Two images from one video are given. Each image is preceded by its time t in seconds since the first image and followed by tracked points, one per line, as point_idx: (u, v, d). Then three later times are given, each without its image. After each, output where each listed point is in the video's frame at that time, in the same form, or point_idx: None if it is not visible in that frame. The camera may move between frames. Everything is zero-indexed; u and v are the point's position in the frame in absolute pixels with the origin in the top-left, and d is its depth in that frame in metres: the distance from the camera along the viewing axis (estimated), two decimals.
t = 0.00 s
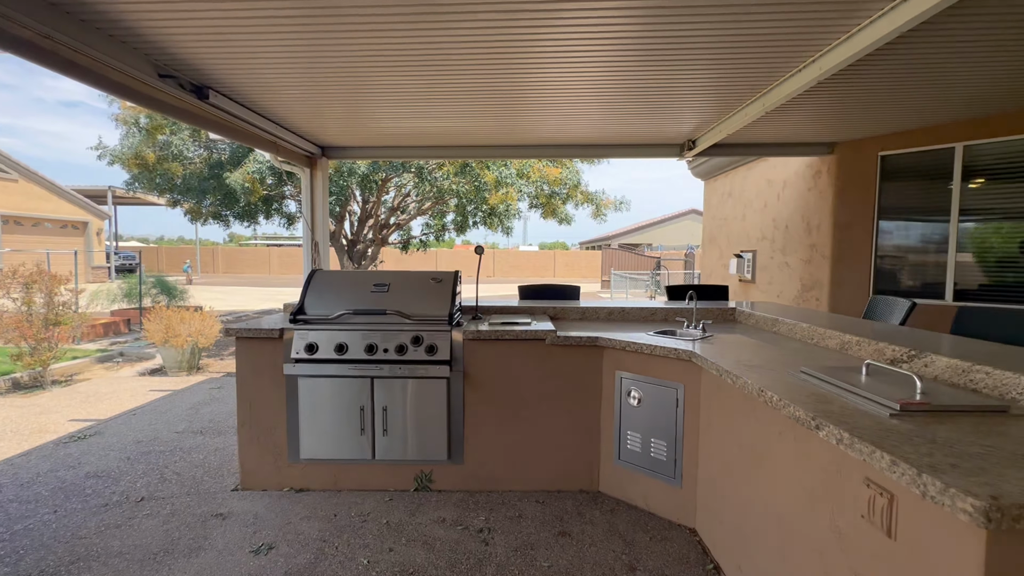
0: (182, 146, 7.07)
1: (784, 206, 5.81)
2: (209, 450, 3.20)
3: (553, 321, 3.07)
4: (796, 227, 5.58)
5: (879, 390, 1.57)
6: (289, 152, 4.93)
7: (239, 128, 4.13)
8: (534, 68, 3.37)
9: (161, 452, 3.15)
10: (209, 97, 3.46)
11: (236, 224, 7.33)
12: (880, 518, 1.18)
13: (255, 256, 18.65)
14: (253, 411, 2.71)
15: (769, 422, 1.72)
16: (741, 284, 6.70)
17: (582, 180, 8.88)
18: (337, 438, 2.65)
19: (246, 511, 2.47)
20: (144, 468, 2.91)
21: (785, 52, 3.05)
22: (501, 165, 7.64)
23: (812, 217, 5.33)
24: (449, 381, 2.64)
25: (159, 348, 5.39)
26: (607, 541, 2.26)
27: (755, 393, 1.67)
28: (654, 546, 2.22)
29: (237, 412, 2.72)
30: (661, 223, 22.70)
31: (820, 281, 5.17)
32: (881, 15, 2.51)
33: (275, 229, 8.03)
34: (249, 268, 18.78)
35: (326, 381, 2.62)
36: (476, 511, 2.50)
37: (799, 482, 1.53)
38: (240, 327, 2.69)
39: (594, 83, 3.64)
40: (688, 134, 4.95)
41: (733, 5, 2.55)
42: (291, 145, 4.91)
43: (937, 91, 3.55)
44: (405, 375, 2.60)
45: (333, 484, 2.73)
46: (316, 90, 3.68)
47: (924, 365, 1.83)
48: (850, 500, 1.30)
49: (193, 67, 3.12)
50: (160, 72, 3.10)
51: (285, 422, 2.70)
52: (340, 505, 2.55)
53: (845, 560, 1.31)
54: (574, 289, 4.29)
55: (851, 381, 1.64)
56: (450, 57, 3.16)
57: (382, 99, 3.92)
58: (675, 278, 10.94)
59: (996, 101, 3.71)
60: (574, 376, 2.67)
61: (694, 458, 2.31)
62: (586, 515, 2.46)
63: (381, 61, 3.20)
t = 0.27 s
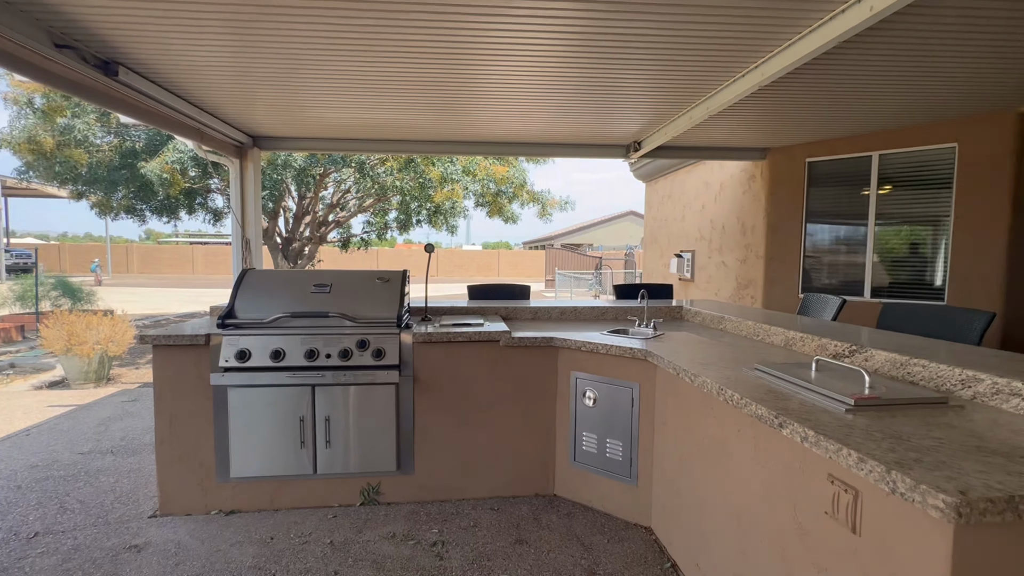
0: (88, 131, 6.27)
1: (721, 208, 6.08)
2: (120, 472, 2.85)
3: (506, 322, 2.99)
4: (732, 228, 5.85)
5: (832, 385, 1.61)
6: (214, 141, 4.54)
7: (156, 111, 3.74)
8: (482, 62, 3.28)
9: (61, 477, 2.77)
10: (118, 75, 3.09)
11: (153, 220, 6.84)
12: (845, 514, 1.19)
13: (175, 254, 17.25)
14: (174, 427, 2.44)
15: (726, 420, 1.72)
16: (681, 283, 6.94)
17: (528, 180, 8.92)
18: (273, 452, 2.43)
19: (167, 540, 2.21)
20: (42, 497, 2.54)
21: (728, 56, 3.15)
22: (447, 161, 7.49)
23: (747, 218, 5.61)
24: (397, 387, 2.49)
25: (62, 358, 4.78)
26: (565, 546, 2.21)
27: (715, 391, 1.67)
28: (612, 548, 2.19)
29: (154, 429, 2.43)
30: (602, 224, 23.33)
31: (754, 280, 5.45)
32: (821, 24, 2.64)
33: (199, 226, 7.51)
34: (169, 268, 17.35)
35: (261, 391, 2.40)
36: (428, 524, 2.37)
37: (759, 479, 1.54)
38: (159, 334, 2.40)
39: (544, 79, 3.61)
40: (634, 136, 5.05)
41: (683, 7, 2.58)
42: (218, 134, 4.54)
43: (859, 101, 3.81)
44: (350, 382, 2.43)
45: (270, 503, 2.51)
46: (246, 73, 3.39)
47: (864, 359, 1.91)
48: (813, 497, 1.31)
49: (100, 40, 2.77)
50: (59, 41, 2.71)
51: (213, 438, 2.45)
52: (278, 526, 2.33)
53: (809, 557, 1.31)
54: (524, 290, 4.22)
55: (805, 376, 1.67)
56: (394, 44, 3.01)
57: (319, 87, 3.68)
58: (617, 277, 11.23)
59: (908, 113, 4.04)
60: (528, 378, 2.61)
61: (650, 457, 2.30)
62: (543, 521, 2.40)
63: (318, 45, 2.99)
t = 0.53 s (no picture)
0: None
1: (675, 208, 6.22)
2: (32, 497, 2.54)
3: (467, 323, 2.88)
4: (685, 228, 5.99)
5: (798, 381, 1.62)
6: (143, 129, 4.17)
7: (75, 94, 3.39)
8: (439, 53, 3.17)
9: None
10: (28, 50, 2.76)
11: (72, 214, 6.21)
12: (822, 513, 1.18)
13: (101, 253, 15.94)
14: (97, 444, 2.19)
15: (696, 419, 1.71)
16: (636, 283, 7.06)
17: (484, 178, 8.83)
18: (213, 469, 2.23)
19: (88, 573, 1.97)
20: None
21: (687, 57, 3.18)
22: (401, 157, 7.28)
23: (699, 219, 5.76)
24: (353, 394, 2.34)
25: None
26: (532, 553, 2.14)
27: (685, 391, 1.64)
28: (580, 552, 2.14)
29: (73, 448, 2.17)
30: (557, 224, 23.59)
31: (707, 279, 5.60)
32: (778, 27, 2.71)
33: (127, 223, 6.95)
34: (94, 268, 16.03)
35: (198, 402, 2.18)
36: (386, 537, 2.24)
37: (731, 479, 1.52)
38: (78, 341, 2.14)
39: (503, 75, 3.54)
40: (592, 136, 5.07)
41: (643, 5, 2.57)
42: (149, 122, 4.19)
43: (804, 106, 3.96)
44: (300, 390, 2.26)
45: (210, 524, 2.30)
46: (180, 54, 3.11)
47: (823, 355, 1.95)
48: (787, 495, 1.29)
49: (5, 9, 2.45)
50: None
51: (143, 455, 2.22)
52: (218, 550, 2.14)
53: (784, 556, 1.30)
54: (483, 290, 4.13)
55: (772, 374, 1.67)
56: (345, 29, 2.84)
57: (263, 73, 3.44)
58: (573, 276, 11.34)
59: (847, 120, 4.26)
60: (491, 380, 2.52)
61: (616, 458, 2.27)
62: (508, 527, 2.33)
63: (260, 26, 2.77)
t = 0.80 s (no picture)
0: None
1: (642, 211, 6.31)
2: None
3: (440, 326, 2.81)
4: (652, 230, 6.09)
5: (774, 382, 1.64)
6: (86, 121, 3.90)
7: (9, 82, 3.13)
8: (408, 50, 3.09)
9: None
10: None
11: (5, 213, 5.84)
12: (805, 515, 1.18)
13: (38, 252, 14.89)
14: (34, 463, 2.02)
15: (675, 421, 1.70)
16: (605, 284, 7.13)
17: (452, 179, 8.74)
18: (167, 486, 2.08)
19: None
20: None
21: (656, 60, 3.22)
22: (368, 155, 7.10)
23: (666, 221, 5.86)
24: (321, 402, 2.24)
25: None
26: (509, 561, 2.09)
27: (665, 394, 1.63)
28: (557, 558, 2.12)
29: (7, 468, 1.99)
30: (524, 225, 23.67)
31: (673, 280, 5.71)
32: (748, 34, 2.77)
33: (68, 222, 6.53)
34: (31, 269, 14.97)
35: (151, 414, 2.04)
36: (357, 552, 2.15)
37: (711, 482, 1.52)
38: (13, 351, 1.96)
39: (473, 74, 3.49)
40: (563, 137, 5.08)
41: (615, 7, 2.58)
42: (94, 114, 3.93)
43: (767, 112, 4.08)
44: (264, 399, 2.14)
45: (164, 545, 2.16)
46: (128, 42, 2.91)
47: (794, 355, 1.98)
48: (770, 497, 1.30)
49: None
50: None
51: (88, 474, 2.05)
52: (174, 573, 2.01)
53: (766, 557, 1.31)
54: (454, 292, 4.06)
55: (747, 374, 1.69)
56: (308, 20, 2.72)
57: (220, 64, 3.27)
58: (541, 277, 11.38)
59: (807, 126, 4.41)
60: (466, 385, 2.46)
61: (593, 461, 2.25)
62: (484, 535, 2.28)
63: (219, 14, 2.62)
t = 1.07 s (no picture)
0: None
1: (623, 214, 6.38)
2: None
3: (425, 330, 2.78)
4: (633, 233, 6.16)
5: (761, 384, 1.66)
6: (52, 117, 3.74)
7: None
8: (391, 50, 3.05)
9: None
10: None
11: None
12: (797, 516, 1.20)
13: None
14: None
15: (665, 424, 1.71)
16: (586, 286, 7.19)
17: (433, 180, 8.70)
18: (142, 498, 2.00)
19: None
20: None
21: (639, 66, 3.25)
22: (347, 156, 7.00)
23: (646, 224, 5.94)
24: (304, 409, 2.19)
25: None
26: (497, 567, 2.08)
27: (655, 397, 1.64)
28: (546, 562, 2.11)
29: None
30: (503, 227, 23.70)
31: (654, 283, 5.78)
32: (730, 42, 2.83)
33: (28, 222, 6.25)
34: None
35: (124, 424, 1.95)
36: (342, 562, 2.11)
37: (702, 484, 1.54)
38: None
39: (457, 75, 3.47)
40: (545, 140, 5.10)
41: (599, 12, 2.60)
42: (60, 110, 3.77)
43: (744, 118, 4.17)
44: (245, 407, 2.08)
45: (139, 560, 2.08)
46: (98, 36, 2.81)
47: (778, 357, 2.02)
48: (761, 498, 1.32)
49: None
50: None
51: (56, 487, 1.96)
52: None
53: (757, 558, 1.32)
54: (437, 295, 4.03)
55: (734, 377, 1.71)
56: (289, 19, 2.67)
57: (195, 61, 3.18)
58: (522, 279, 11.39)
59: (783, 132, 4.52)
60: (452, 389, 2.43)
61: (581, 464, 2.26)
62: (472, 541, 2.26)
63: (196, 10, 2.55)
